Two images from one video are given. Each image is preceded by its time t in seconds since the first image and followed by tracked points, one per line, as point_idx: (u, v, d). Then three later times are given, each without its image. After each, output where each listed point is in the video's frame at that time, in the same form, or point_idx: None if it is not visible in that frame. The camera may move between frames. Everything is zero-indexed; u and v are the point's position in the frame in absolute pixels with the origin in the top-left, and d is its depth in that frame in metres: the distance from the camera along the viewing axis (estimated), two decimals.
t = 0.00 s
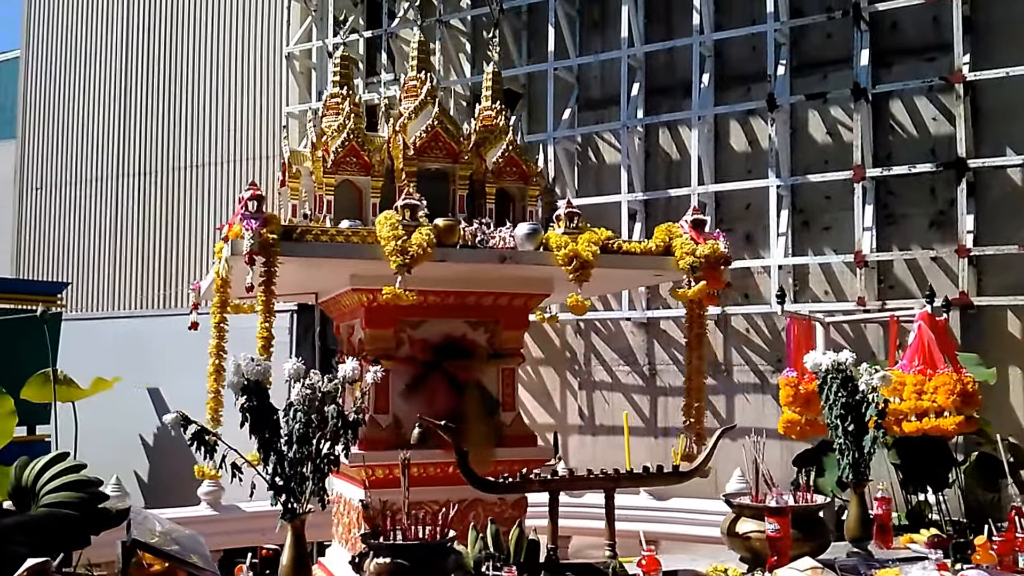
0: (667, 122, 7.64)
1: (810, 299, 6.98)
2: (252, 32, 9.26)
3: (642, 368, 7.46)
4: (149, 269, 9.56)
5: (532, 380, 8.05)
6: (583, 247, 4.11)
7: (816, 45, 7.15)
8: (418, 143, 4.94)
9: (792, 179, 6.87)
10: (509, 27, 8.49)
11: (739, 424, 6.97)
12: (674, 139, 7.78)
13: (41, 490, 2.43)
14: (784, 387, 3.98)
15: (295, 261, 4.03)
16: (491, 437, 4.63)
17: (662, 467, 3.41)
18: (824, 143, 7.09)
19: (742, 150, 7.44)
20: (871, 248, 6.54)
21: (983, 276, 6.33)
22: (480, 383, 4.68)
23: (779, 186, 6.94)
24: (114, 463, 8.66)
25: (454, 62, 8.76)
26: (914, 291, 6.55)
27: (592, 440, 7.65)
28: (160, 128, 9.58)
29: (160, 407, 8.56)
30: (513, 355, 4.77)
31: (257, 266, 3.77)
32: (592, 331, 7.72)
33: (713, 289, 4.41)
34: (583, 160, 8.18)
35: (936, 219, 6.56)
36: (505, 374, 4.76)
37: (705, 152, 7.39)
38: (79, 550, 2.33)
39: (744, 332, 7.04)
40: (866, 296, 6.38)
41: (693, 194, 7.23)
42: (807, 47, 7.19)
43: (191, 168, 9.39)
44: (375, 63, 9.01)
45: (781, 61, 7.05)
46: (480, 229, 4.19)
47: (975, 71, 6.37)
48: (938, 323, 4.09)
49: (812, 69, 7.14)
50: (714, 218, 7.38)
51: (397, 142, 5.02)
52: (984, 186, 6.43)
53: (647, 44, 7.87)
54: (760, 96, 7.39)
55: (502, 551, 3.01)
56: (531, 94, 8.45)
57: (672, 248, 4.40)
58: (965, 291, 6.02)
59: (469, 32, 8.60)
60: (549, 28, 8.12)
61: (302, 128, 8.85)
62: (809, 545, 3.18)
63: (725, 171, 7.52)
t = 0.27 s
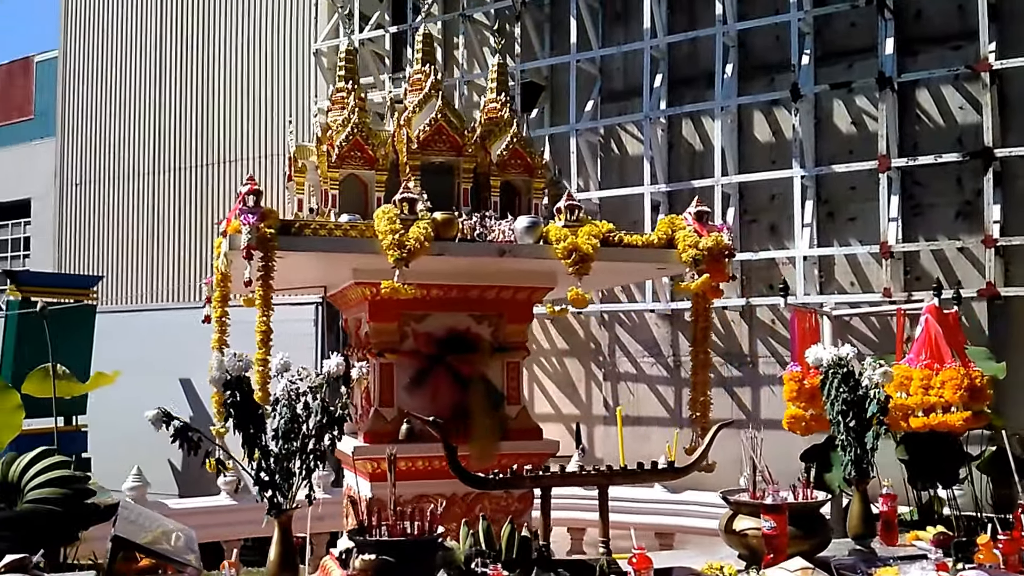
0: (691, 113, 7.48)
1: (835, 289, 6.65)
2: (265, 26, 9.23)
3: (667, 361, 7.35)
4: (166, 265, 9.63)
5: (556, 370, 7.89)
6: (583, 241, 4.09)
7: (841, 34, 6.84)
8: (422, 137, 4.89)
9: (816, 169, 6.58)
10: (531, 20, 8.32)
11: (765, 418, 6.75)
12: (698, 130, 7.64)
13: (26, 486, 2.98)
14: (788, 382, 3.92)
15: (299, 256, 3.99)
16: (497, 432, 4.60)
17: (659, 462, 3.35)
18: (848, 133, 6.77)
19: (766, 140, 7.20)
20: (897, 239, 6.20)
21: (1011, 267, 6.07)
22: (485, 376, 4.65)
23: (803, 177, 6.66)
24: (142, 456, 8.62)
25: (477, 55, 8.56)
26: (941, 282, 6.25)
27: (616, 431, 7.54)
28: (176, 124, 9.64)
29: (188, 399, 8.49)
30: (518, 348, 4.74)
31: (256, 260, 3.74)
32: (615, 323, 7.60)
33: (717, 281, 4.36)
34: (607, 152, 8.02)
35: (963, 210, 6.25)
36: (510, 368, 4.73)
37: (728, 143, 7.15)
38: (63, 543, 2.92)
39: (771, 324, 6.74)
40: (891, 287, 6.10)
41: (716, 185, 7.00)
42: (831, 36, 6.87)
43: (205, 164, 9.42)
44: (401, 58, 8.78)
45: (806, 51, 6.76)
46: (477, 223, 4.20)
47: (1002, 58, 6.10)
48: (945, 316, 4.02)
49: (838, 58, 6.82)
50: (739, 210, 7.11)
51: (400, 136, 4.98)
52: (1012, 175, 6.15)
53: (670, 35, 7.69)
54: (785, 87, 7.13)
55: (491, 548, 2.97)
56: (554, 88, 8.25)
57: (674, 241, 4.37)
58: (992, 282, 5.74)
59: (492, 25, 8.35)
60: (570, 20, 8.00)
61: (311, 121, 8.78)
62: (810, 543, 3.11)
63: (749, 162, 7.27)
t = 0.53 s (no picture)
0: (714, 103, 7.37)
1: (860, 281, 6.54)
2: (278, 21, 9.34)
3: (691, 351, 7.28)
4: (186, 257, 9.76)
5: (579, 361, 7.88)
6: (585, 234, 4.04)
7: (867, 23, 6.69)
8: (428, 130, 4.85)
9: (842, 159, 6.46)
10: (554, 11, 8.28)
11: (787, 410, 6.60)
12: (722, 121, 7.53)
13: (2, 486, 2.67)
14: (792, 375, 3.87)
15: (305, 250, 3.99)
16: (498, 425, 4.61)
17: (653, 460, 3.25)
18: (875, 122, 6.63)
19: (790, 130, 7.09)
20: (924, 229, 6.07)
21: None
22: (489, 369, 4.65)
23: (828, 167, 6.53)
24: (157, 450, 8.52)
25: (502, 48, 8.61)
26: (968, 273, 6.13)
27: (638, 422, 7.51)
28: (192, 118, 9.80)
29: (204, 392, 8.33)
30: (523, 341, 4.72)
31: (257, 253, 3.71)
32: (638, 314, 7.55)
33: (723, 274, 4.30)
34: (630, 143, 7.96)
35: (991, 199, 6.10)
36: (515, 360, 4.72)
37: (751, 132, 7.04)
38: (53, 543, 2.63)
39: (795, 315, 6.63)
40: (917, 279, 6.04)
41: (740, 176, 6.90)
42: (856, 24, 6.73)
43: (219, 157, 9.57)
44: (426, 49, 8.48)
45: (830, 39, 6.61)
46: (480, 218, 4.18)
47: None
48: (952, 308, 3.91)
49: (863, 46, 6.68)
50: (763, 201, 7.01)
51: (407, 129, 4.90)
52: None
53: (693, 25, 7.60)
54: (810, 76, 6.97)
55: (485, 545, 3.02)
56: (577, 79, 8.18)
57: (680, 233, 4.30)
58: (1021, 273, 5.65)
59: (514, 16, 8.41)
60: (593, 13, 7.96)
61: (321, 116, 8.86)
62: (806, 540, 3.04)
63: (772, 152, 7.16)
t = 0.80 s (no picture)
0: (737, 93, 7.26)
1: (887, 272, 6.45)
2: (286, 16, 9.38)
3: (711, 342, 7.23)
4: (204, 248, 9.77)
5: (600, 353, 7.83)
6: (586, 226, 4.00)
7: (892, 12, 6.61)
8: (431, 122, 4.81)
9: (868, 149, 6.35)
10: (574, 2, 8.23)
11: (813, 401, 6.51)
12: (745, 110, 7.40)
13: None
14: (794, 367, 3.66)
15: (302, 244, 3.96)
16: (501, 419, 4.59)
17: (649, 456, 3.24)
18: (902, 112, 6.52)
19: (816, 120, 6.97)
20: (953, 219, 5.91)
21: None
22: (492, 362, 4.62)
23: (853, 156, 6.43)
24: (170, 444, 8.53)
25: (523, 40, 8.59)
26: (996, 263, 6.00)
27: (658, 415, 7.46)
28: (202, 111, 9.89)
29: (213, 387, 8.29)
30: (526, 334, 4.69)
31: (253, 247, 3.65)
32: (660, 305, 7.49)
33: (727, 266, 4.23)
34: (651, 133, 7.89)
35: (1021, 188, 5.99)
36: (518, 353, 4.69)
37: (775, 123, 6.98)
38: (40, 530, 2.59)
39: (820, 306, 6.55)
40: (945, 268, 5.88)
41: (764, 166, 6.78)
42: (882, 14, 6.64)
43: (227, 150, 9.64)
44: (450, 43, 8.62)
45: (854, 28, 6.55)
46: (480, 211, 4.17)
47: None
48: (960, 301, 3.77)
49: (889, 35, 6.59)
50: (788, 190, 6.94)
51: (409, 121, 4.90)
52: None
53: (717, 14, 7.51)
54: (834, 66, 6.90)
55: (474, 542, 2.99)
56: (598, 70, 8.12)
57: (683, 225, 4.25)
58: None
59: (535, 9, 8.43)
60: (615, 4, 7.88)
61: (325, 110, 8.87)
62: (801, 538, 2.99)
63: (797, 143, 7.05)
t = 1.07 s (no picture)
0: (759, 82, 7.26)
1: (914, 262, 6.60)
2: (290, 9, 9.46)
3: (736, 334, 7.35)
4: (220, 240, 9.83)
5: (622, 344, 7.96)
6: (580, 218, 3.98)
7: None
8: (431, 115, 4.79)
9: (893, 138, 6.51)
10: None
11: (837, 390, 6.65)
12: (767, 100, 7.39)
13: None
14: (790, 361, 3.52)
15: (291, 237, 3.93)
16: (500, 411, 4.58)
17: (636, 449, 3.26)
18: (927, 100, 6.64)
19: (840, 108, 7.01)
20: (980, 208, 6.16)
21: None
22: (492, 355, 4.60)
23: (877, 146, 6.58)
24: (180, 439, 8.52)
25: (539, 30, 8.64)
26: None
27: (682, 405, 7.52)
28: (211, 105, 10.02)
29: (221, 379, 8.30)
30: (526, 327, 4.68)
31: (246, 241, 3.63)
32: (683, 296, 7.58)
33: (725, 258, 4.16)
34: (671, 123, 7.87)
35: None
36: (518, 346, 4.67)
37: (797, 113, 6.98)
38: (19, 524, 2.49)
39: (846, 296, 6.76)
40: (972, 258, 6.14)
41: (786, 155, 6.90)
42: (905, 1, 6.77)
43: (232, 143, 9.75)
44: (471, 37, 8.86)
45: (876, 17, 6.68)
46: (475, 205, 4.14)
47: None
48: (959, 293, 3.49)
49: (911, 23, 6.71)
50: (811, 180, 6.99)
51: (408, 114, 4.89)
52: None
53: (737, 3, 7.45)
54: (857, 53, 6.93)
55: (461, 536, 2.98)
56: (617, 60, 8.13)
57: (681, 217, 4.21)
58: None
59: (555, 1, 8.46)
60: None
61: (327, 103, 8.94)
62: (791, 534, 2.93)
63: (820, 132, 7.09)
